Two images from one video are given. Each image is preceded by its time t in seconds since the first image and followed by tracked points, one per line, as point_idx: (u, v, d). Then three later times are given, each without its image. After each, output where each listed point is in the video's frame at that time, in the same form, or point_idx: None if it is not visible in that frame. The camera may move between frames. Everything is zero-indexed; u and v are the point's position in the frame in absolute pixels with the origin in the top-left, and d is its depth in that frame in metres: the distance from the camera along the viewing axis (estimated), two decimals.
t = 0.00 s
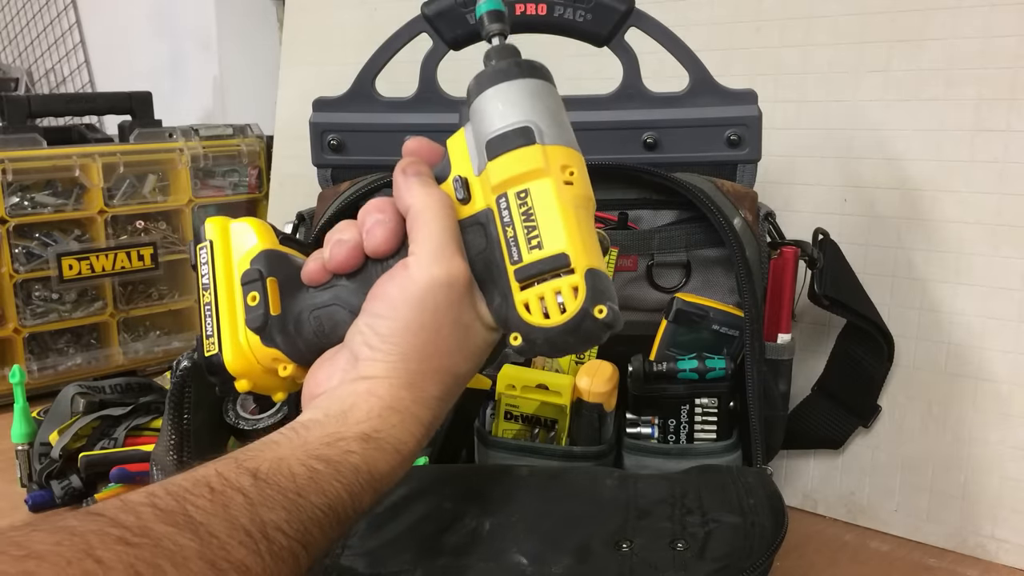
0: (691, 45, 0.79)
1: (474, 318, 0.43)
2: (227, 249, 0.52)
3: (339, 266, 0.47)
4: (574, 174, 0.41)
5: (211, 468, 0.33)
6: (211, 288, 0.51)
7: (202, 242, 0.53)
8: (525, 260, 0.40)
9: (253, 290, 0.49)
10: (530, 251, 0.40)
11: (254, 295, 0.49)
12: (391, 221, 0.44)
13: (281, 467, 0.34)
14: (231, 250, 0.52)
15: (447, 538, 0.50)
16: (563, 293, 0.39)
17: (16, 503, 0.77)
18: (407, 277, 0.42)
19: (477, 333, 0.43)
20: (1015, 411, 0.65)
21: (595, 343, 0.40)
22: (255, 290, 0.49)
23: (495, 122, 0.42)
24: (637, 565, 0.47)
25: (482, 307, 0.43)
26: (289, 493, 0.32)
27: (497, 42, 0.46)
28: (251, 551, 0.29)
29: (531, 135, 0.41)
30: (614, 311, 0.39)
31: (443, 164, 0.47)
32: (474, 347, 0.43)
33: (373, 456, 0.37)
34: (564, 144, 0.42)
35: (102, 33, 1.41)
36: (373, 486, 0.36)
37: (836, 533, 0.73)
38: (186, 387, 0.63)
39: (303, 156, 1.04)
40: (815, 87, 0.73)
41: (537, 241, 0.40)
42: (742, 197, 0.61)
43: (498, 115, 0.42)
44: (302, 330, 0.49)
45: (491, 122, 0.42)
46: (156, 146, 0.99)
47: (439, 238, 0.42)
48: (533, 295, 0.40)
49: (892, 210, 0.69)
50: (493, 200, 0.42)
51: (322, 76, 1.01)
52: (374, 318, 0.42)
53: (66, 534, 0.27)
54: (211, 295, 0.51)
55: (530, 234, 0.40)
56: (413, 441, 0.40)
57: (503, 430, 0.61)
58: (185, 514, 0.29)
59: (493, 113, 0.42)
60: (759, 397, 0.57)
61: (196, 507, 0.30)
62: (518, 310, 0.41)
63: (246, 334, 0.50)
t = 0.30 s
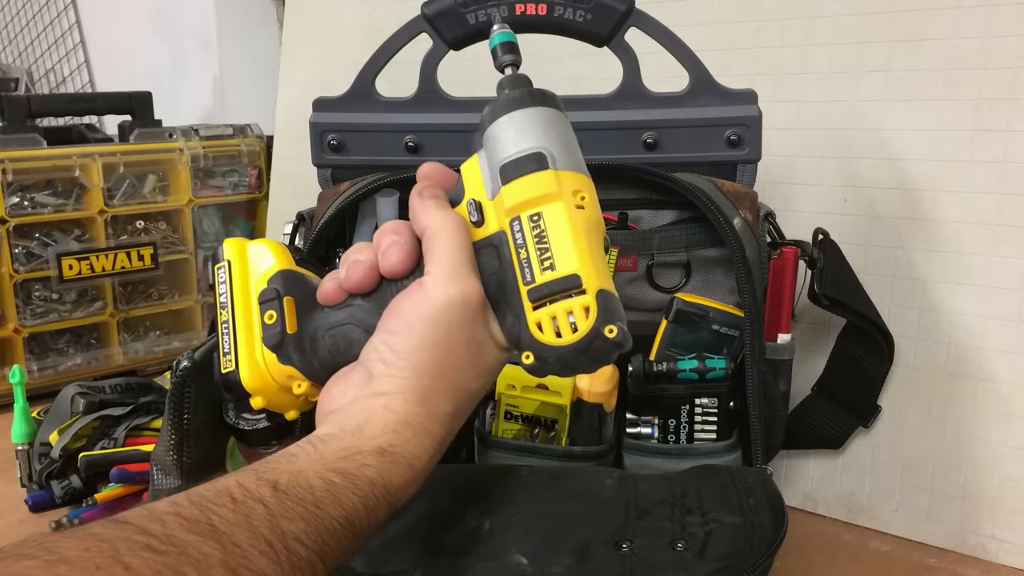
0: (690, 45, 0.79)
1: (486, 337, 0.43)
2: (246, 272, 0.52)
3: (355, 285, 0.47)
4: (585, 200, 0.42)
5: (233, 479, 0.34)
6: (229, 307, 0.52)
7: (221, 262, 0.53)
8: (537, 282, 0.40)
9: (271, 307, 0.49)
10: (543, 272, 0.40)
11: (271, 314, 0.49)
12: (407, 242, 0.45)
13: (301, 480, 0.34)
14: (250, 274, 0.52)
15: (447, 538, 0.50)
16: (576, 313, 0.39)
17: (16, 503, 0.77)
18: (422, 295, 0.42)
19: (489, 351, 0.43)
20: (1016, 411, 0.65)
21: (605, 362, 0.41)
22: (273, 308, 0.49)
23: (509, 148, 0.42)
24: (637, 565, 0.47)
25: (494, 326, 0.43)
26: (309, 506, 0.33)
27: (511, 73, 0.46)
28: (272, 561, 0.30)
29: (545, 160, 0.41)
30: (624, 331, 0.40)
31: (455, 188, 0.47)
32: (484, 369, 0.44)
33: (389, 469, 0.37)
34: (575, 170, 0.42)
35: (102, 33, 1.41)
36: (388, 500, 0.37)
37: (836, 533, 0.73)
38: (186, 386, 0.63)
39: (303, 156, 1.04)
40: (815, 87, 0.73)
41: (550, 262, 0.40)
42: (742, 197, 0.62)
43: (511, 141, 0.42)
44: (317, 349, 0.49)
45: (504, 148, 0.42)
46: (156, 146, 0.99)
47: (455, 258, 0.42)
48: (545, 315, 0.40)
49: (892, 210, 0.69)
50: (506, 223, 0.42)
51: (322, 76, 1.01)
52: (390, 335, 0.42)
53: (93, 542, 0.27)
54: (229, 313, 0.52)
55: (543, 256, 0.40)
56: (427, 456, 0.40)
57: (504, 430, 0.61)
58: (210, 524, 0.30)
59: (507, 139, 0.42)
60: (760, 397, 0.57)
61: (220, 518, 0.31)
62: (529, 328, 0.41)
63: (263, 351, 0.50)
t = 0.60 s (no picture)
0: (690, 45, 0.79)
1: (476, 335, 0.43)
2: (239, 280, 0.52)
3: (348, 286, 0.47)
4: (573, 196, 0.42)
5: (228, 484, 0.34)
6: (222, 311, 0.52)
7: (214, 268, 0.53)
8: (527, 277, 0.40)
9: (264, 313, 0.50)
10: (532, 267, 0.40)
11: (264, 318, 0.50)
12: (397, 243, 0.45)
13: (296, 483, 0.34)
14: (243, 281, 0.53)
15: (446, 537, 0.50)
16: (566, 308, 0.39)
17: (16, 503, 0.77)
18: (412, 295, 0.42)
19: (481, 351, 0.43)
20: (1016, 411, 0.65)
21: (597, 356, 0.40)
22: (266, 312, 0.50)
23: (497, 146, 0.42)
24: (637, 565, 0.47)
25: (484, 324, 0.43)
26: (304, 509, 0.33)
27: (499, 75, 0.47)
28: (268, 565, 0.30)
29: (532, 157, 0.41)
30: (615, 325, 0.39)
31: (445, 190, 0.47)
32: (477, 368, 0.44)
33: (384, 471, 0.37)
34: (563, 167, 0.42)
35: (102, 33, 1.41)
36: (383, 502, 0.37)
37: (836, 533, 0.73)
38: (186, 386, 0.63)
39: (303, 156, 1.04)
40: (816, 87, 0.73)
41: (539, 258, 0.40)
42: (742, 197, 0.62)
43: (499, 140, 0.42)
44: (311, 352, 0.49)
45: (492, 146, 0.42)
46: (156, 146, 0.99)
47: (445, 257, 0.42)
48: (536, 311, 0.40)
49: (892, 210, 0.69)
50: (495, 221, 0.42)
51: (322, 76, 1.01)
52: (381, 335, 0.43)
53: (90, 549, 0.27)
54: (222, 317, 0.52)
55: (533, 251, 0.40)
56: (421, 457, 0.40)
57: (504, 429, 0.61)
58: (206, 529, 0.30)
59: (494, 137, 0.43)
60: (760, 397, 0.57)
61: (216, 522, 0.31)
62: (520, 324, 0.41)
63: (258, 356, 0.50)
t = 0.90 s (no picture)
0: (690, 45, 0.79)
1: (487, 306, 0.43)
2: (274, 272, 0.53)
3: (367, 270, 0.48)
4: (580, 166, 0.43)
5: (246, 459, 0.34)
6: (251, 302, 0.53)
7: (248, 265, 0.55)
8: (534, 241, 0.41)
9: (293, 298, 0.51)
10: (538, 230, 0.41)
11: (290, 306, 0.50)
12: (415, 226, 0.45)
13: (315, 454, 0.34)
14: (276, 273, 0.53)
15: (447, 537, 0.50)
16: (571, 265, 0.40)
17: (16, 502, 0.77)
18: (422, 267, 0.43)
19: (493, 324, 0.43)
20: (1016, 411, 0.65)
21: (604, 315, 0.40)
22: (291, 299, 0.50)
23: (506, 125, 0.44)
24: (637, 565, 0.47)
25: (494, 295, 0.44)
26: (324, 479, 0.33)
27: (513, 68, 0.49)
28: (289, 535, 0.30)
29: (539, 131, 0.43)
30: (622, 282, 0.40)
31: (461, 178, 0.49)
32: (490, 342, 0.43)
33: (400, 440, 0.37)
34: (571, 141, 0.43)
35: (102, 33, 1.41)
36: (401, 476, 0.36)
37: (836, 533, 0.73)
38: (186, 386, 0.63)
39: (304, 156, 1.04)
40: (816, 87, 0.73)
41: (545, 220, 0.41)
42: (742, 197, 0.62)
43: (508, 118, 0.44)
44: (333, 335, 0.49)
45: (502, 125, 0.44)
46: (156, 146, 0.99)
47: (452, 230, 0.43)
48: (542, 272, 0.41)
49: (892, 210, 0.69)
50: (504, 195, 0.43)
51: (322, 76, 1.01)
52: (394, 308, 0.43)
53: (113, 522, 0.28)
54: (251, 307, 0.52)
55: (539, 215, 0.41)
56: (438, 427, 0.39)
57: (504, 430, 0.61)
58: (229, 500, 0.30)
59: (505, 117, 0.44)
60: (760, 397, 0.57)
61: (238, 494, 0.31)
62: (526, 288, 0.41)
63: (284, 342, 0.50)
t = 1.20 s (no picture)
0: (691, 45, 0.79)
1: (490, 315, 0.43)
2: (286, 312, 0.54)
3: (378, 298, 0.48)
4: (565, 171, 0.43)
5: (264, 472, 0.33)
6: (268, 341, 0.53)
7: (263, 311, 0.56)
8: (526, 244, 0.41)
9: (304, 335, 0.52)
10: (527, 234, 0.41)
11: (303, 341, 0.51)
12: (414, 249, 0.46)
13: (332, 465, 0.34)
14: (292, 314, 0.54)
15: (447, 537, 0.50)
16: (560, 261, 0.40)
17: (15, 502, 0.77)
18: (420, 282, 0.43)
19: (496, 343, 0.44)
20: (1016, 411, 0.65)
21: (600, 308, 0.40)
22: (304, 336, 0.51)
23: (492, 145, 0.44)
24: (637, 565, 0.47)
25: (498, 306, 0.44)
26: (344, 491, 0.33)
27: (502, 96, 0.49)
28: (312, 546, 0.30)
29: (522, 144, 0.43)
30: (613, 273, 0.40)
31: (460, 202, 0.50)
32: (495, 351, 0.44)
33: (413, 447, 0.37)
34: (555, 150, 0.44)
35: (103, 33, 1.41)
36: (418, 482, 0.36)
37: (836, 533, 0.73)
38: (186, 387, 0.63)
39: (304, 156, 1.04)
40: (815, 87, 0.73)
41: (533, 224, 0.41)
42: (742, 197, 0.62)
43: (493, 138, 0.44)
44: (347, 366, 0.49)
45: (488, 145, 0.45)
46: (156, 146, 0.99)
47: (446, 245, 0.44)
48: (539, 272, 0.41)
49: (892, 210, 0.70)
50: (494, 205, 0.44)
51: (323, 76, 1.01)
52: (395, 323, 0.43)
53: (139, 534, 0.27)
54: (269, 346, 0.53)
55: (527, 220, 0.41)
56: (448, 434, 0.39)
57: (504, 429, 0.61)
58: (253, 510, 0.30)
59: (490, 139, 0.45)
60: (760, 396, 0.57)
61: (260, 506, 0.31)
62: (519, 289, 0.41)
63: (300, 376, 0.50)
